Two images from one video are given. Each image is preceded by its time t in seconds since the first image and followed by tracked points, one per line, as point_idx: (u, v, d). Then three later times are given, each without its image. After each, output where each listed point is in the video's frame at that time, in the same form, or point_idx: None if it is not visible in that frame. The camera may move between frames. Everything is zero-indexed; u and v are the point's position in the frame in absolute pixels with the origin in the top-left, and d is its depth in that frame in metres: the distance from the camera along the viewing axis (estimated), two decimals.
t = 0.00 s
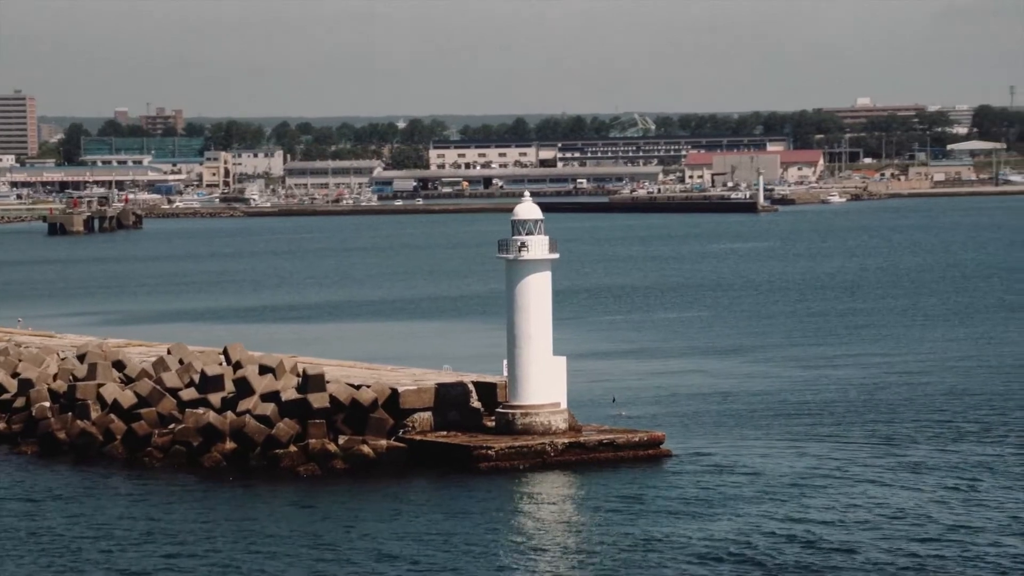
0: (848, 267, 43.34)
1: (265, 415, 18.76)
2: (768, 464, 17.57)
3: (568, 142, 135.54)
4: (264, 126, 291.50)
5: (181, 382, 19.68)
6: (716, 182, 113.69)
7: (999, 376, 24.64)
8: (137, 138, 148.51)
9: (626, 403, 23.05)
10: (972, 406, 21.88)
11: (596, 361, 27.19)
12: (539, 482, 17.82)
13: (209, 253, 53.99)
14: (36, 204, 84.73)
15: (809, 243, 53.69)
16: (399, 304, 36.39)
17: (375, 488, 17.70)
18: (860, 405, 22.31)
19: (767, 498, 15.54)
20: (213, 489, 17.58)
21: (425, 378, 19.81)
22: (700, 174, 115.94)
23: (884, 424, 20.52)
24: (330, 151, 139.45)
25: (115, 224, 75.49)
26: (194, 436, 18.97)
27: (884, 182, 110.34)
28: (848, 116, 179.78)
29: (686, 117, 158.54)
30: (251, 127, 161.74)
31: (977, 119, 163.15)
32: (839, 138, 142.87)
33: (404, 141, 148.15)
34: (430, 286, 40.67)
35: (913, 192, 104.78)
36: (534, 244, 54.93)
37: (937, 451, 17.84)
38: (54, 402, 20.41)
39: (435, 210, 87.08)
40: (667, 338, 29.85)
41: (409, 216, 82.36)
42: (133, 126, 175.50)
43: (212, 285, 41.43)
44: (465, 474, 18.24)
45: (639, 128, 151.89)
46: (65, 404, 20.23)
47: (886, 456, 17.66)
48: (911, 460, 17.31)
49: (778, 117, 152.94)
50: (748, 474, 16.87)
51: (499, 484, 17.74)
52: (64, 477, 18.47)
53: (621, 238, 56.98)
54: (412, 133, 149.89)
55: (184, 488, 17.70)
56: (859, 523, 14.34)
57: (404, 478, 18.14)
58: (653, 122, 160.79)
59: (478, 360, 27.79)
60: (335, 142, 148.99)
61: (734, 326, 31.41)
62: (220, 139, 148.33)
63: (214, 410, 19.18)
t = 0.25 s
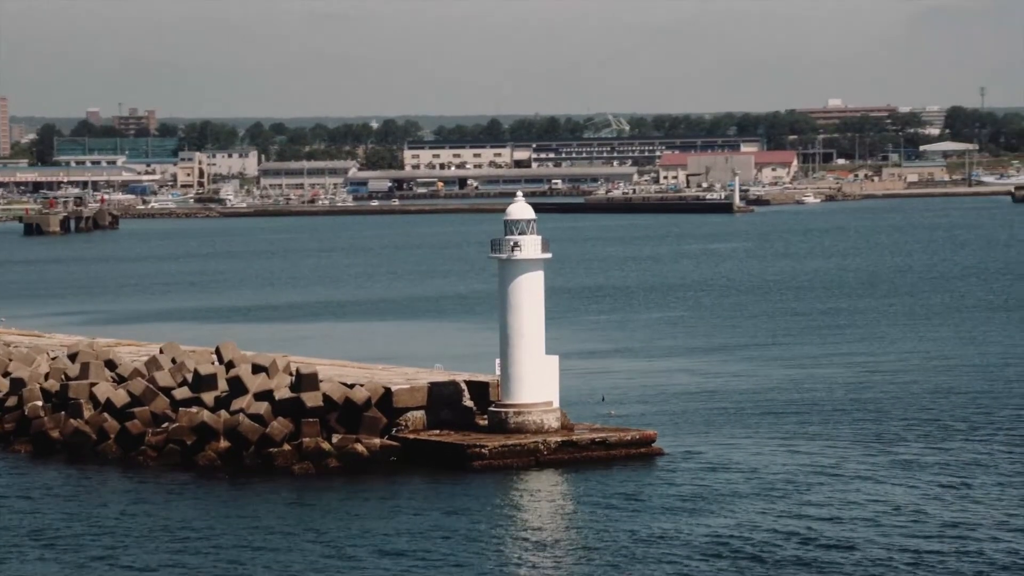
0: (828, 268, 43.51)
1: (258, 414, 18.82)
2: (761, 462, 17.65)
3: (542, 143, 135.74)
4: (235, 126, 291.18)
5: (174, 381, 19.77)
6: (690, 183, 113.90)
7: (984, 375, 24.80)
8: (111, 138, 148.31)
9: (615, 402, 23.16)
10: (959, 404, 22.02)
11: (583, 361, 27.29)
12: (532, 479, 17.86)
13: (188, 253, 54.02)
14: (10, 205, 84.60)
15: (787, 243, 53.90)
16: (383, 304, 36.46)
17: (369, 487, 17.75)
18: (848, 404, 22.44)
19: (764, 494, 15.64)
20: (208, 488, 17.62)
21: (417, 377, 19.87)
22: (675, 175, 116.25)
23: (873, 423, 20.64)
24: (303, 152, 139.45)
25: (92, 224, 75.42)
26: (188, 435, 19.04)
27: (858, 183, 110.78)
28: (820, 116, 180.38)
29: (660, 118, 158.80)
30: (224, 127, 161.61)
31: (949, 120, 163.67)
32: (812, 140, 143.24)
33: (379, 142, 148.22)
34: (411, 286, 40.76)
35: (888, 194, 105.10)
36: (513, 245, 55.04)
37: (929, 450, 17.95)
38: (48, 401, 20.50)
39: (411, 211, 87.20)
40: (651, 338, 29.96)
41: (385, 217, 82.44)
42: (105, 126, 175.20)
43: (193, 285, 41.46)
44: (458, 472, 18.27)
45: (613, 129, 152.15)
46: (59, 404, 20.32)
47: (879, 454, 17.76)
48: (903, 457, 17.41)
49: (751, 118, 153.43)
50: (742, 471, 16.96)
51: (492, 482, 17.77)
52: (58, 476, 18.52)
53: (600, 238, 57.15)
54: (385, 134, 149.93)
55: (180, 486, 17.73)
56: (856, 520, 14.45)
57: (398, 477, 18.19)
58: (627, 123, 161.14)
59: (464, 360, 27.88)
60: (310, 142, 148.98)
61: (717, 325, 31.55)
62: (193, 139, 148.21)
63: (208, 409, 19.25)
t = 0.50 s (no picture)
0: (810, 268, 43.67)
1: (253, 413, 18.89)
2: (756, 460, 17.76)
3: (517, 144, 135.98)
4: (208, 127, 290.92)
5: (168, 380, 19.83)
6: (666, 184, 114.27)
7: (970, 374, 24.97)
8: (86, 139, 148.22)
9: (605, 401, 23.27)
10: (948, 403, 22.18)
11: (571, 360, 27.41)
12: (528, 478, 17.93)
13: (169, 254, 54.06)
14: None
15: (766, 244, 54.10)
16: (368, 304, 36.55)
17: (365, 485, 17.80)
18: (837, 402, 22.57)
19: (761, 492, 15.74)
20: (205, 486, 17.67)
21: (410, 376, 19.94)
22: (650, 176, 116.58)
23: (864, 421, 20.77)
24: (278, 153, 139.45)
25: (69, 224, 75.38)
26: (183, 434, 19.10)
27: (834, 184, 111.27)
28: (795, 117, 180.96)
29: (635, 119, 159.09)
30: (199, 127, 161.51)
31: (922, 121, 164.37)
32: (787, 141, 143.63)
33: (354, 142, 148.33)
34: (394, 287, 40.86)
35: (864, 195, 105.43)
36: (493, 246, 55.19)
37: (922, 448, 18.07)
38: (41, 401, 20.57)
39: (388, 211, 87.35)
40: (637, 337, 30.10)
41: (363, 217, 82.58)
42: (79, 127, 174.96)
43: (177, 285, 41.52)
44: (453, 471, 18.34)
45: (588, 130, 152.49)
46: (53, 403, 20.38)
47: (873, 451, 17.88)
48: (898, 455, 17.53)
49: (726, 119, 153.93)
50: (739, 469, 17.07)
51: (488, 480, 17.84)
52: (54, 475, 18.56)
53: (579, 239, 57.34)
54: (361, 135, 150.05)
55: (176, 485, 17.78)
56: (855, 517, 14.57)
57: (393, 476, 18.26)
58: (602, 124, 161.56)
59: (451, 360, 27.96)
60: (285, 143, 149.06)
61: (702, 325, 31.71)
62: (168, 139, 148.13)
63: (202, 408, 19.31)
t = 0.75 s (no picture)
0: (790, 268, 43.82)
1: (249, 411, 18.94)
2: (750, 457, 17.87)
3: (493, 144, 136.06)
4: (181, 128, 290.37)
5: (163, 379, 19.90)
6: (643, 184, 114.50)
7: (956, 372, 25.13)
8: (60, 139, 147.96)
9: (595, 399, 23.37)
10: (935, 402, 22.32)
11: (558, 360, 27.50)
12: (522, 476, 18.01)
13: (149, 254, 54.02)
14: None
15: (745, 244, 54.25)
16: (353, 304, 36.60)
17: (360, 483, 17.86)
18: (826, 401, 22.69)
19: (758, 488, 15.85)
20: (202, 484, 17.71)
21: (403, 375, 20.01)
22: (627, 177, 116.76)
23: (853, 419, 20.90)
24: (254, 153, 139.32)
25: (47, 225, 75.25)
26: (178, 432, 19.16)
27: (810, 184, 111.62)
28: (769, 118, 181.36)
29: (610, 119, 159.42)
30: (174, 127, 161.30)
31: (896, 122, 164.99)
32: (762, 141, 144.12)
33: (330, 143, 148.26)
34: (377, 287, 40.91)
35: (839, 195, 105.75)
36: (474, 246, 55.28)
37: (915, 446, 18.19)
38: (35, 400, 20.64)
39: (366, 211, 87.38)
40: (623, 337, 30.21)
41: (340, 218, 82.61)
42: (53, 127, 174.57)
43: (160, 285, 41.52)
44: (447, 469, 18.39)
45: (564, 131, 152.70)
46: (47, 402, 20.45)
47: (866, 449, 17.99)
48: (891, 452, 17.65)
49: (701, 120, 154.26)
50: (733, 466, 17.17)
51: (483, 478, 17.91)
52: (50, 473, 18.60)
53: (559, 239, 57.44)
54: (336, 135, 149.99)
55: (173, 483, 17.83)
56: (852, 514, 14.69)
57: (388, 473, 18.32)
58: (578, 124, 161.77)
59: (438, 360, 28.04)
60: (260, 143, 148.95)
61: (687, 324, 31.83)
62: (143, 140, 147.90)
63: (196, 407, 19.38)
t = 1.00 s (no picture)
0: (772, 268, 43.95)
1: (243, 411, 19.02)
2: (743, 455, 17.96)
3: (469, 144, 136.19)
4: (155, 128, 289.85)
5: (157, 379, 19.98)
6: (620, 184, 114.74)
7: (942, 371, 25.26)
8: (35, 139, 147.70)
9: (586, 398, 23.45)
10: (923, 400, 22.44)
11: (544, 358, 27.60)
12: (516, 474, 18.06)
13: (129, 254, 54.03)
14: None
15: (725, 244, 54.38)
16: (338, 304, 36.68)
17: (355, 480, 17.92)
18: (816, 400, 22.80)
19: (753, 486, 15.96)
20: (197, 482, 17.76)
21: (396, 374, 20.06)
22: (603, 177, 116.97)
23: (843, 418, 21.01)
24: (229, 153, 139.22)
25: (25, 224, 75.16)
26: (173, 431, 19.25)
27: (785, 185, 111.98)
28: (744, 118, 181.79)
29: (586, 119, 159.68)
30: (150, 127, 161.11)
31: (871, 122, 165.53)
32: (738, 141, 144.47)
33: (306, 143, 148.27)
34: (361, 287, 40.97)
35: (815, 196, 106.09)
36: (454, 246, 55.40)
37: (906, 443, 18.30)
38: (30, 398, 20.72)
39: (344, 211, 87.45)
40: (608, 336, 30.31)
41: (318, 218, 82.69)
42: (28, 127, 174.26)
43: (143, 285, 41.55)
44: (442, 467, 18.41)
45: (540, 131, 152.94)
46: (41, 400, 20.53)
47: (859, 447, 18.10)
48: (884, 450, 17.75)
49: (677, 121, 154.60)
50: (727, 464, 17.26)
51: (477, 476, 17.96)
52: (45, 471, 18.65)
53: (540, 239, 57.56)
54: (312, 135, 149.99)
55: (168, 481, 17.89)
56: (848, 511, 14.80)
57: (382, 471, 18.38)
58: (553, 124, 162.01)
59: (425, 358, 28.11)
60: (236, 143, 148.90)
61: (672, 324, 31.96)
62: (118, 139, 147.69)
63: (191, 406, 19.45)
